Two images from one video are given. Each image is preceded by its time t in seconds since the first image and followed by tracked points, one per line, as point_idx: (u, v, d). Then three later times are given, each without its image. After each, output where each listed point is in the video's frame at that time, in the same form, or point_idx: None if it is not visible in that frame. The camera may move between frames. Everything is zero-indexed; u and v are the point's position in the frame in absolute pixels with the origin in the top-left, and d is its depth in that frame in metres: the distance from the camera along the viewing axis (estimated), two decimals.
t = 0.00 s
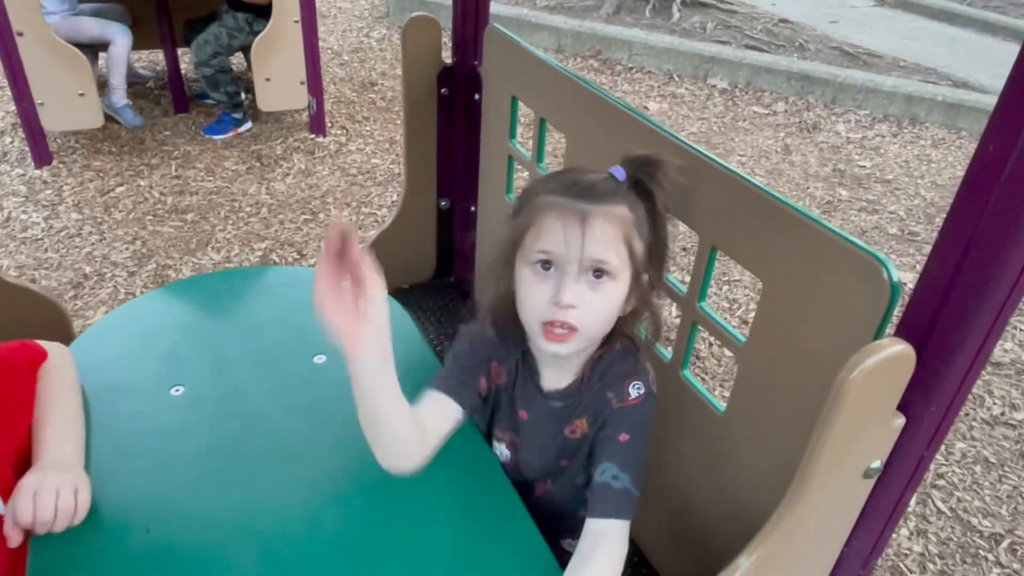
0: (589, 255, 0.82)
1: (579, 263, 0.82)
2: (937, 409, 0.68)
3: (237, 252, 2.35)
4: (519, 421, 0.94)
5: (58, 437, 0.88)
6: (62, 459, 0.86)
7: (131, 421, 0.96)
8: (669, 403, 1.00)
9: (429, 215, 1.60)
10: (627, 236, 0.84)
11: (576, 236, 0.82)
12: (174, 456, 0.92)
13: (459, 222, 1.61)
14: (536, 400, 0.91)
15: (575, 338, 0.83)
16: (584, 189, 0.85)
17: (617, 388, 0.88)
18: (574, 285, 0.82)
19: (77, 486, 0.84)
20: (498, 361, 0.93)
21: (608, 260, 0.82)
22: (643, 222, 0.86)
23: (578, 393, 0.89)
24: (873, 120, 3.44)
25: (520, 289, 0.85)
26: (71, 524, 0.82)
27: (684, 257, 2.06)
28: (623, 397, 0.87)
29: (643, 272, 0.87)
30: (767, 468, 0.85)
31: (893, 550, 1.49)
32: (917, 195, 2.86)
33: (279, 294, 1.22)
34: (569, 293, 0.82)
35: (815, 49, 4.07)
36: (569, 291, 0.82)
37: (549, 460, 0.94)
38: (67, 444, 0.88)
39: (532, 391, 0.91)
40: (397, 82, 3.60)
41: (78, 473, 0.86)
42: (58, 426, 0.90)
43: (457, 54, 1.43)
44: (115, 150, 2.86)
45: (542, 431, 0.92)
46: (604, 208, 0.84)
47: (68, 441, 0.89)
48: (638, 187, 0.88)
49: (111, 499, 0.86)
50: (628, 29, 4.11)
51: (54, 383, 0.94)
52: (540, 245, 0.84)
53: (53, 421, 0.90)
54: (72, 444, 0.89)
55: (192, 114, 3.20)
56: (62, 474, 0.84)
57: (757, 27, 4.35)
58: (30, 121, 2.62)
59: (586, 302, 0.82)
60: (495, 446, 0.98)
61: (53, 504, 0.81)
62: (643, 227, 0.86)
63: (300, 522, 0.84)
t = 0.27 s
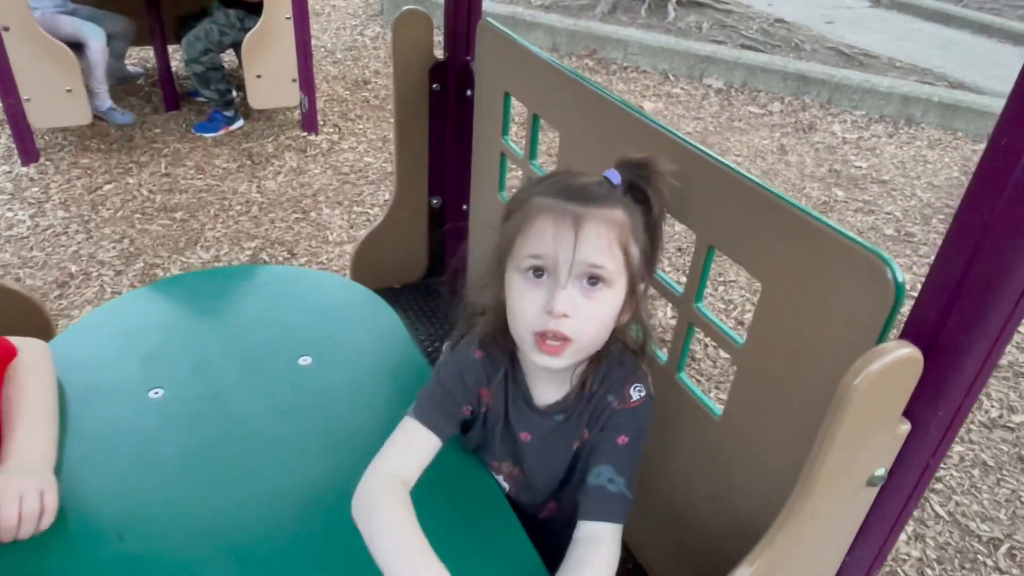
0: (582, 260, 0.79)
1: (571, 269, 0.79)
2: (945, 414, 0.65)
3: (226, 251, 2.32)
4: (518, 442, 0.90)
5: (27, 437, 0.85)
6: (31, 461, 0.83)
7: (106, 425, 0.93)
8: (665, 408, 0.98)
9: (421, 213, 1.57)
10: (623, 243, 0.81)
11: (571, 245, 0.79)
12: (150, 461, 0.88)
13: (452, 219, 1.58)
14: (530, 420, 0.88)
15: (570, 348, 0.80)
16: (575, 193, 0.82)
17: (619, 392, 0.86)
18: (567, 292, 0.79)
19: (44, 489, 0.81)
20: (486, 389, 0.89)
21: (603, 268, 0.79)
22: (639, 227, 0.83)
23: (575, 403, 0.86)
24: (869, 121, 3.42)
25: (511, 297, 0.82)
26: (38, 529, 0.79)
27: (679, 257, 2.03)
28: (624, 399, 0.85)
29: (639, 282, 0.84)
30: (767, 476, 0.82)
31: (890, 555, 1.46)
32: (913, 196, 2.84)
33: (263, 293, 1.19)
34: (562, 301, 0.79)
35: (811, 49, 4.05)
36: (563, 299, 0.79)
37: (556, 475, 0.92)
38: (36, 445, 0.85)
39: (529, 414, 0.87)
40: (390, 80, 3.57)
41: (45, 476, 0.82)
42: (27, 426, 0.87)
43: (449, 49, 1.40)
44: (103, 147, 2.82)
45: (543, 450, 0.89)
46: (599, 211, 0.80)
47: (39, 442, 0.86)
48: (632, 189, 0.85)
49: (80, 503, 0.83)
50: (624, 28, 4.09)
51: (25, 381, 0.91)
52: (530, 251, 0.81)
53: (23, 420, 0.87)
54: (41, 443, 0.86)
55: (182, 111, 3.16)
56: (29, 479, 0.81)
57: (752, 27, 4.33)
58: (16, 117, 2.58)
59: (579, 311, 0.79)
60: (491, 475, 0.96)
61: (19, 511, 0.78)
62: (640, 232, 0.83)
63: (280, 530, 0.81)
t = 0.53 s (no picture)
0: (571, 253, 0.77)
1: (559, 261, 0.77)
2: (943, 399, 0.64)
3: (215, 241, 2.29)
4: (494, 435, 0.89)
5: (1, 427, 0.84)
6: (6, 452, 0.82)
7: (85, 415, 0.91)
8: (658, 397, 0.96)
9: (411, 200, 1.55)
10: (611, 238, 0.79)
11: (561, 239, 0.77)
12: (128, 452, 0.86)
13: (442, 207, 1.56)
14: (505, 411, 0.86)
15: (549, 343, 0.78)
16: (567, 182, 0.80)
17: (595, 380, 0.85)
18: (553, 286, 0.77)
19: (16, 479, 0.79)
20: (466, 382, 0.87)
21: (590, 263, 0.78)
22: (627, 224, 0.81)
23: (548, 393, 0.85)
24: (863, 112, 3.41)
25: (494, 284, 0.80)
26: (10, 521, 0.77)
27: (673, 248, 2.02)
28: (601, 389, 0.84)
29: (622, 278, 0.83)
30: (760, 465, 0.81)
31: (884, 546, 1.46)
32: (907, 187, 2.83)
33: (248, 281, 1.16)
34: (547, 293, 0.77)
35: (806, 40, 4.03)
36: (548, 292, 0.77)
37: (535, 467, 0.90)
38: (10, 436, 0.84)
39: (503, 406, 0.86)
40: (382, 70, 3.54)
41: (17, 466, 0.81)
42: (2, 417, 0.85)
43: (439, 33, 1.38)
44: (91, 136, 2.78)
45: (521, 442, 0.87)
46: (588, 202, 0.78)
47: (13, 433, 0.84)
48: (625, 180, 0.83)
49: (55, 495, 0.81)
50: (618, 18, 4.06)
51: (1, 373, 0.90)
52: (518, 239, 0.79)
53: None
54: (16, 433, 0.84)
55: (171, 100, 3.12)
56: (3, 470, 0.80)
57: (747, 18, 4.31)
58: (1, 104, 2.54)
59: (564, 306, 0.77)
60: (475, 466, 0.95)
61: None
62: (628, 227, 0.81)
63: (262, 521, 0.80)
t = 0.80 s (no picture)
0: (550, 247, 0.76)
1: (540, 255, 0.76)
2: (937, 391, 0.64)
3: (207, 236, 2.27)
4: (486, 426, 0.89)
5: None
6: None
7: (70, 410, 0.90)
8: (651, 390, 0.96)
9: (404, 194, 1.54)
10: (591, 226, 0.78)
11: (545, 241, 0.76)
12: (116, 446, 0.86)
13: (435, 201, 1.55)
14: (494, 404, 0.86)
15: (536, 337, 0.78)
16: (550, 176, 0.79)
17: (578, 363, 0.84)
18: (534, 280, 0.76)
19: None
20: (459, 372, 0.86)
21: (571, 255, 0.77)
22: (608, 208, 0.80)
23: (535, 384, 0.85)
24: (859, 107, 3.40)
25: (476, 282, 0.79)
26: None
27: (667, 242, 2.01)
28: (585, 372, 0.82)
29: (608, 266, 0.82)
30: (754, 459, 0.80)
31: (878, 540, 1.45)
32: (902, 182, 2.83)
33: (236, 275, 1.15)
34: (529, 288, 0.76)
35: (801, 36, 4.03)
36: (531, 287, 0.76)
37: (526, 453, 0.90)
38: None
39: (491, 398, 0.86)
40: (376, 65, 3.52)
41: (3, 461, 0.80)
42: None
43: (431, 25, 1.37)
44: (82, 131, 2.76)
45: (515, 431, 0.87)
46: (566, 194, 0.77)
47: None
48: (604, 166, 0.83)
49: (41, 489, 0.80)
50: (613, 13, 4.05)
51: None
52: (496, 236, 0.78)
53: None
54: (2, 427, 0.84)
55: (164, 95, 3.10)
56: None
57: (742, 14, 4.30)
58: None
59: (547, 299, 0.76)
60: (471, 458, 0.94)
61: None
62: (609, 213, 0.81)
63: (251, 514, 0.79)
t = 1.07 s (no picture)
0: (558, 249, 0.76)
1: (547, 257, 0.76)
2: (935, 393, 0.64)
3: (202, 237, 2.27)
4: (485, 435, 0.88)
5: None
6: None
7: (65, 412, 0.89)
8: (649, 391, 0.95)
9: (400, 195, 1.54)
10: (597, 229, 0.78)
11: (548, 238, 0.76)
12: (111, 449, 0.85)
13: (431, 201, 1.54)
14: (496, 414, 0.86)
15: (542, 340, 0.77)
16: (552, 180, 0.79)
17: (578, 371, 0.83)
18: (541, 281, 0.75)
19: None
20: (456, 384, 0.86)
21: (578, 257, 0.76)
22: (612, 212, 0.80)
23: (535, 393, 0.84)
24: (854, 106, 3.41)
25: (482, 285, 0.78)
26: None
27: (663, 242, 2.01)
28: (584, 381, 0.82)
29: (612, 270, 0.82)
30: (751, 461, 0.80)
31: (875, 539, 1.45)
32: (897, 181, 2.83)
33: (231, 275, 1.15)
34: (536, 290, 0.75)
35: (795, 35, 4.03)
36: (538, 289, 0.75)
37: (524, 459, 0.90)
38: None
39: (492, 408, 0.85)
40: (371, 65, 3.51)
41: None
42: None
43: (427, 25, 1.36)
44: (76, 132, 2.75)
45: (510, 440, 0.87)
46: (572, 196, 0.78)
47: None
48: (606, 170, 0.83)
49: (36, 493, 0.79)
50: (608, 13, 4.05)
51: None
52: (503, 238, 0.77)
53: None
54: None
55: (158, 95, 3.09)
56: None
57: (737, 13, 4.31)
58: None
59: (553, 301, 0.75)
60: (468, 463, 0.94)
61: None
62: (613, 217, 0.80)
63: (247, 516, 0.79)
